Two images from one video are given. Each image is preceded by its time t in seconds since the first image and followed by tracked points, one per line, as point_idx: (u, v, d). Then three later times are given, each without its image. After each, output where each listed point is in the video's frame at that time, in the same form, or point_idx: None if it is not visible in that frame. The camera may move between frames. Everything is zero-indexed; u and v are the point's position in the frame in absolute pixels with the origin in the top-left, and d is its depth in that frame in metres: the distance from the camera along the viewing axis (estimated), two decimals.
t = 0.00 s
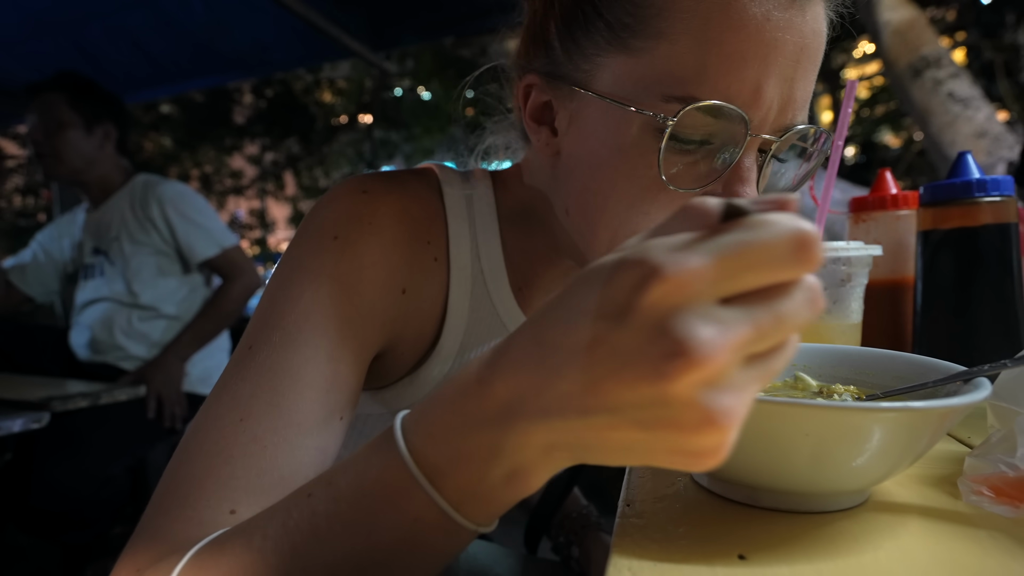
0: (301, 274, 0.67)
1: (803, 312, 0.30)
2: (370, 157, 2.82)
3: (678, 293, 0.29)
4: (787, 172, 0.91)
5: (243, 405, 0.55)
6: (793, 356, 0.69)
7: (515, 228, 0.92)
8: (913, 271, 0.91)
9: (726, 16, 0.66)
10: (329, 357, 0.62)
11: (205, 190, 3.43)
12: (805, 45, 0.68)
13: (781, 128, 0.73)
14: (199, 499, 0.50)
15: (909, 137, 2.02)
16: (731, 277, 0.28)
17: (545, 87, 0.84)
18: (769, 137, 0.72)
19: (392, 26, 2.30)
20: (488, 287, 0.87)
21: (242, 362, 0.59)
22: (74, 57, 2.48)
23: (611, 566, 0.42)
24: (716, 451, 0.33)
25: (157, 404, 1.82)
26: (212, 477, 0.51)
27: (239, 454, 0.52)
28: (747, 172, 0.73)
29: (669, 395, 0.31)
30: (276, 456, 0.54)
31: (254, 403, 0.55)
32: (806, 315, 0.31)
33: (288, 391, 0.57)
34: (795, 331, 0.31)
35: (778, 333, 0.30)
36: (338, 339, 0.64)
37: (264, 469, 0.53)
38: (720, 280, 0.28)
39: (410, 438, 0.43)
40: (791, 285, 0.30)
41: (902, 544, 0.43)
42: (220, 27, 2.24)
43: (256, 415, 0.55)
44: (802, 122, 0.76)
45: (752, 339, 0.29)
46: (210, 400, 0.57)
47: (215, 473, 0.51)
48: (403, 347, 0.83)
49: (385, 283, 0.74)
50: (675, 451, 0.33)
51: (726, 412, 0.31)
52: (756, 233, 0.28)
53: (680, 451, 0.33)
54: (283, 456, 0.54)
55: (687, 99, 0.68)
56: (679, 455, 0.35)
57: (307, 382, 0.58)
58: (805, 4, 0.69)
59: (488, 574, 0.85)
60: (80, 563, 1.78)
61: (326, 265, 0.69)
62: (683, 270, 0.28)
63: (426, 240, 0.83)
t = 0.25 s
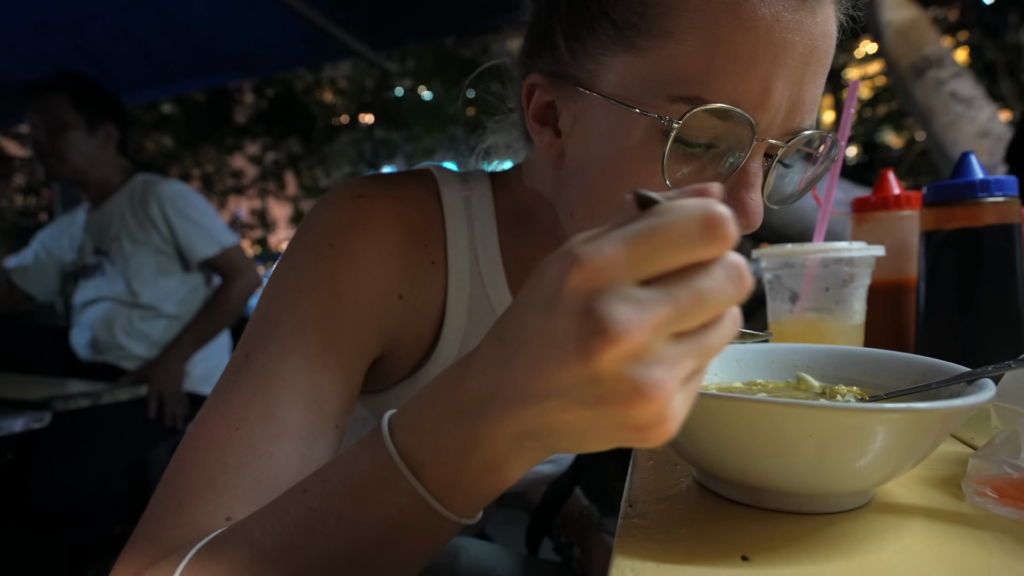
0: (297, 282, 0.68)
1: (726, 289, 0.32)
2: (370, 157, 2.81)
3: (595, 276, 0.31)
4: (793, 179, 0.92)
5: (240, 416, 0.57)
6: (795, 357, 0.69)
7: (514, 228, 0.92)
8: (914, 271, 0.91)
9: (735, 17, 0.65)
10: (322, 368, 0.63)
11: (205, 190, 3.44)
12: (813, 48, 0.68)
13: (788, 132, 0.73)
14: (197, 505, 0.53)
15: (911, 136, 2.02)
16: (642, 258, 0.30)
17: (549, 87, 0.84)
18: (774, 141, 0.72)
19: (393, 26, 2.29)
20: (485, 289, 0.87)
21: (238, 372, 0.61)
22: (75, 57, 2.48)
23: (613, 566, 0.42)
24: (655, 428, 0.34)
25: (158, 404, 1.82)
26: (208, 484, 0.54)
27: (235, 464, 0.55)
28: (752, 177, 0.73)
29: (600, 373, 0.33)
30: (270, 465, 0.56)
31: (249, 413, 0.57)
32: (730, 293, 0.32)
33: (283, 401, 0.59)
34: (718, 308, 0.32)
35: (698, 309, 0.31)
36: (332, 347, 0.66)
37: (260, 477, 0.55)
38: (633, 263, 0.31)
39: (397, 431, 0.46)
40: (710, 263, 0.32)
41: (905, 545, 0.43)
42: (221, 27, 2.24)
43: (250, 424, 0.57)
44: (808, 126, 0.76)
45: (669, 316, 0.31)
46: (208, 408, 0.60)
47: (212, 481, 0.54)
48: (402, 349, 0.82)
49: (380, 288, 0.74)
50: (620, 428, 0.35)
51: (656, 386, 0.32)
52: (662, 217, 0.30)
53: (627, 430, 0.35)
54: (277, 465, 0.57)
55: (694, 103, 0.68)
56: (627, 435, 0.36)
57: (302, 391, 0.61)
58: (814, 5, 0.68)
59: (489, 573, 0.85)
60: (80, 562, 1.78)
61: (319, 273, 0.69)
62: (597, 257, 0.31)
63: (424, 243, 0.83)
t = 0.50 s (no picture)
0: (294, 286, 0.69)
1: (672, 273, 0.39)
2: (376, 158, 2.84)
3: (557, 266, 0.39)
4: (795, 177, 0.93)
5: (239, 419, 0.60)
6: (801, 359, 0.69)
7: (515, 228, 0.91)
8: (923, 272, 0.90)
9: (736, 12, 0.65)
10: (317, 374, 0.65)
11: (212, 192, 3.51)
12: (817, 42, 0.67)
13: (790, 128, 0.73)
14: (197, 506, 0.56)
15: (918, 137, 2.00)
16: (596, 246, 0.39)
17: (548, 83, 0.84)
18: (776, 136, 0.71)
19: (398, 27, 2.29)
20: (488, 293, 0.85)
21: (237, 376, 0.64)
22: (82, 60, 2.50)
23: (617, 569, 0.41)
24: (623, 404, 0.40)
25: (163, 404, 1.83)
26: (207, 484, 0.57)
27: (233, 465, 0.58)
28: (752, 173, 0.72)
29: (565, 358, 0.39)
30: (266, 468, 0.59)
31: (246, 417, 0.60)
32: (678, 275, 0.39)
33: (283, 406, 0.61)
34: (666, 288, 0.39)
35: (648, 289, 0.38)
36: (328, 352, 0.67)
37: (256, 477, 0.58)
38: (587, 249, 0.39)
39: (389, 429, 0.50)
40: (658, 252, 0.40)
41: (913, 550, 0.43)
42: (225, 29, 2.25)
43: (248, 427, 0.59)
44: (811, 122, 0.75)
45: (621, 297, 0.38)
46: (209, 411, 0.63)
47: (212, 481, 0.57)
48: (401, 350, 0.82)
49: (375, 291, 0.73)
50: (591, 412, 0.41)
51: (615, 363, 0.39)
52: (611, 209, 0.39)
53: (595, 411, 0.41)
54: (274, 466, 0.59)
55: (695, 96, 0.68)
56: (598, 419, 0.42)
57: (298, 395, 0.63)
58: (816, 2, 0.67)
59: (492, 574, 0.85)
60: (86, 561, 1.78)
61: (316, 280, 0.70)
62: (557, 245, 0.40)
63: (422, 244, 0.82)
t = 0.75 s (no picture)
0: (287, 294, 0.71)
1: (632, 283, 0.42)
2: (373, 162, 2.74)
3: (523, 282, 0.42)
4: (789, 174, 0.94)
5: (235, 427, 0.63)
6: (804, 362, 0.68)
7: (512, 230, 0.90)
8: (926, 275, 0.89)
9: (729, 5, 0.66)
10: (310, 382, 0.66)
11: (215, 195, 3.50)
12: (810, 37, 0.68)
13: (785, 122, 0.73)
14: (195, 509, 0.59)
15: (921, 140, 1.99)
16: (561, 261, 0.42)
17: (544, 81, 0.84)
18: (771, 131, 0.72)
19: (400, 30, 2.30)
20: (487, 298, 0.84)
21: (234, 382, 0.66)
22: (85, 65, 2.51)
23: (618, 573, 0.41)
24: (595, 409, 0.43)
25: (165, 406, 1.82)
26: (204, 490, 0.60)
27: (230, 471, 0.61)
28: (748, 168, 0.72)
29: (535, 371, 0.42)
30: (261, 472, 0.62)
31: (243, 422, 0.63)
32: (638, 285, 0.43)
33: (279, 415, 0.64)
34: (628, 298, 0.42)
35: (612, 300, 0.42)
36: (320, 358, 0.68)
37: (252, 483, 0.61)
38: (551, 264, 0.42)
39: (378, 438, 0.55)
40: (618, 264, 0.43)
41: (919, 557, 0.42)
42: (228, 33, 2.26)
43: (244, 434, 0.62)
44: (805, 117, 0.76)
45: (586, 309, 0.41)
46: (207, 416, 0.65)
47: (209, 487, 0.60)
48: (396, 354, 0.81)
49: (367, 297, 0.73)
50: (564, 419, 0.44)
51: (586, 370, 0.42)
52: (571, 225, 0.42)
53: (570, 417, 0.44)
54: (270, 472, 0.62)
55: (690, 90, 0.69)
56: (574, 423, 0.44)
57: (292, 404, 0.65)
58: None
59: None
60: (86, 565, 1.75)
61: (309, 288, 0.70)
62: (522, 261, 0.42)
63: (416, 247, 0.81)
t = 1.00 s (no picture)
0: (282, 297, 0.70)
1: (629, 311, 0.42)
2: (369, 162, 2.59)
3: (520, 311, 0.42)
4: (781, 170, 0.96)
5: (230, 429, 0.63)
6: (801, 361, 0.69)
7: (506, 228, 0.90)
8: (922, 275, 0.89)
9: None
10: (306, 383, 0.66)
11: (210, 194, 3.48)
12: (804, 33, 0.69)
13: (779, 118, 0.74)
14: (193, 512, 0.59)
15: (916, 140, 2.00)
16: (557, 291, 0.42)
17: (539, 78, 0.84)
18: (765, 127, 0.73)
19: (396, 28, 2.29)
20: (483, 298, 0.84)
21: (229, 385, 0.66)
22: (79, 62, 2.49)
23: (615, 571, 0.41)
24: (590, 435, 0.43)
25: (160, 407, 1.82)
26: (201, 493, 0.60)
27: (226, 474, 0.61)
28: (739, 163, 0.73)
29: (530, 398, 0.42)
30: (258, 476, 0.62)
31: (239, 425, 0.63)
32: (635, 313, 0.42)
33: (274, 418, 0.64)
34: (625, 327, 0.42)
35: (608, 330, 0.41)
36: (316, 361, 0.68)
37: (248, 485, 0.61)
38: (548, 293, 0.42)
39: (374, 448, 0.55)
40: (615, 293, 0.42)
41: (915, 554, 0.42)
42: (222, 30, 2.25)
43: (240, 437, 0.62)
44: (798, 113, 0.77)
45: (582, 339, 0.41)
46: (203, 419, 0.65)
47: (205, 489, 0.60)
48: (390, 353, 0.81)
49: (362, 299, 0.73)
50: (559, 444, 0.44)
51: (581, 399, 0.42)
52: (568, 255, 0.42)
53: (567, 440, 0.43)
54: (267, 473, 0.63)
55: (685, 86, 0.69)
56: (571, 447, 0.44)
57: (287, 405, 0.65)
58: None
59: None
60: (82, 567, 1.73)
61: (304, 289, 0.70)
62: (519, 291, 0.42)
63: (411, 247, 0.81)
